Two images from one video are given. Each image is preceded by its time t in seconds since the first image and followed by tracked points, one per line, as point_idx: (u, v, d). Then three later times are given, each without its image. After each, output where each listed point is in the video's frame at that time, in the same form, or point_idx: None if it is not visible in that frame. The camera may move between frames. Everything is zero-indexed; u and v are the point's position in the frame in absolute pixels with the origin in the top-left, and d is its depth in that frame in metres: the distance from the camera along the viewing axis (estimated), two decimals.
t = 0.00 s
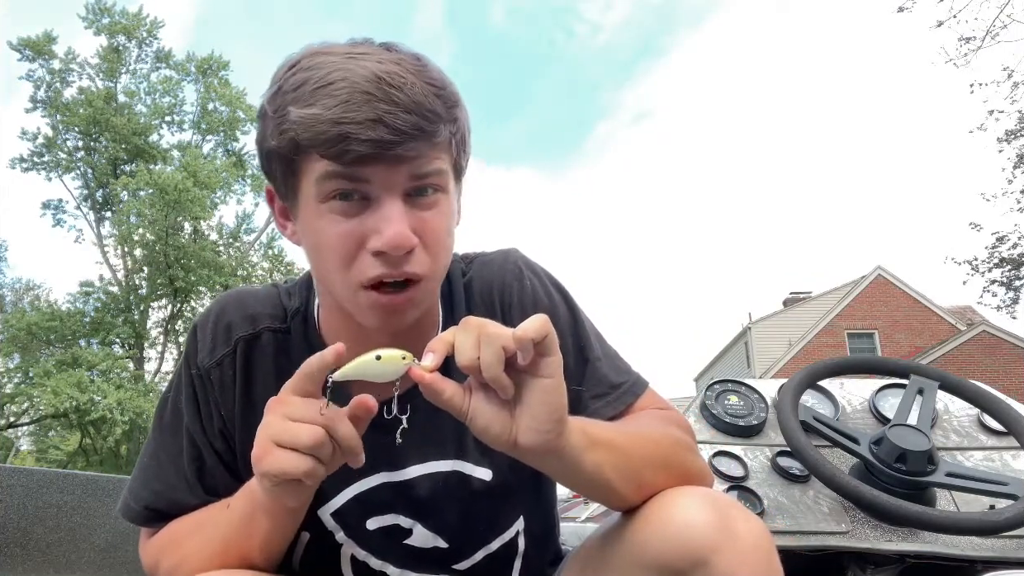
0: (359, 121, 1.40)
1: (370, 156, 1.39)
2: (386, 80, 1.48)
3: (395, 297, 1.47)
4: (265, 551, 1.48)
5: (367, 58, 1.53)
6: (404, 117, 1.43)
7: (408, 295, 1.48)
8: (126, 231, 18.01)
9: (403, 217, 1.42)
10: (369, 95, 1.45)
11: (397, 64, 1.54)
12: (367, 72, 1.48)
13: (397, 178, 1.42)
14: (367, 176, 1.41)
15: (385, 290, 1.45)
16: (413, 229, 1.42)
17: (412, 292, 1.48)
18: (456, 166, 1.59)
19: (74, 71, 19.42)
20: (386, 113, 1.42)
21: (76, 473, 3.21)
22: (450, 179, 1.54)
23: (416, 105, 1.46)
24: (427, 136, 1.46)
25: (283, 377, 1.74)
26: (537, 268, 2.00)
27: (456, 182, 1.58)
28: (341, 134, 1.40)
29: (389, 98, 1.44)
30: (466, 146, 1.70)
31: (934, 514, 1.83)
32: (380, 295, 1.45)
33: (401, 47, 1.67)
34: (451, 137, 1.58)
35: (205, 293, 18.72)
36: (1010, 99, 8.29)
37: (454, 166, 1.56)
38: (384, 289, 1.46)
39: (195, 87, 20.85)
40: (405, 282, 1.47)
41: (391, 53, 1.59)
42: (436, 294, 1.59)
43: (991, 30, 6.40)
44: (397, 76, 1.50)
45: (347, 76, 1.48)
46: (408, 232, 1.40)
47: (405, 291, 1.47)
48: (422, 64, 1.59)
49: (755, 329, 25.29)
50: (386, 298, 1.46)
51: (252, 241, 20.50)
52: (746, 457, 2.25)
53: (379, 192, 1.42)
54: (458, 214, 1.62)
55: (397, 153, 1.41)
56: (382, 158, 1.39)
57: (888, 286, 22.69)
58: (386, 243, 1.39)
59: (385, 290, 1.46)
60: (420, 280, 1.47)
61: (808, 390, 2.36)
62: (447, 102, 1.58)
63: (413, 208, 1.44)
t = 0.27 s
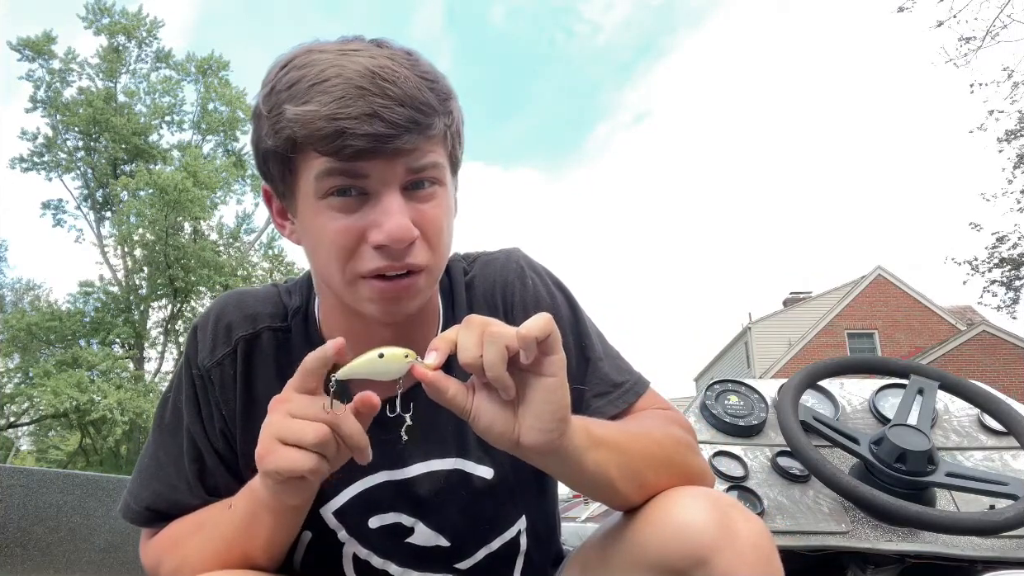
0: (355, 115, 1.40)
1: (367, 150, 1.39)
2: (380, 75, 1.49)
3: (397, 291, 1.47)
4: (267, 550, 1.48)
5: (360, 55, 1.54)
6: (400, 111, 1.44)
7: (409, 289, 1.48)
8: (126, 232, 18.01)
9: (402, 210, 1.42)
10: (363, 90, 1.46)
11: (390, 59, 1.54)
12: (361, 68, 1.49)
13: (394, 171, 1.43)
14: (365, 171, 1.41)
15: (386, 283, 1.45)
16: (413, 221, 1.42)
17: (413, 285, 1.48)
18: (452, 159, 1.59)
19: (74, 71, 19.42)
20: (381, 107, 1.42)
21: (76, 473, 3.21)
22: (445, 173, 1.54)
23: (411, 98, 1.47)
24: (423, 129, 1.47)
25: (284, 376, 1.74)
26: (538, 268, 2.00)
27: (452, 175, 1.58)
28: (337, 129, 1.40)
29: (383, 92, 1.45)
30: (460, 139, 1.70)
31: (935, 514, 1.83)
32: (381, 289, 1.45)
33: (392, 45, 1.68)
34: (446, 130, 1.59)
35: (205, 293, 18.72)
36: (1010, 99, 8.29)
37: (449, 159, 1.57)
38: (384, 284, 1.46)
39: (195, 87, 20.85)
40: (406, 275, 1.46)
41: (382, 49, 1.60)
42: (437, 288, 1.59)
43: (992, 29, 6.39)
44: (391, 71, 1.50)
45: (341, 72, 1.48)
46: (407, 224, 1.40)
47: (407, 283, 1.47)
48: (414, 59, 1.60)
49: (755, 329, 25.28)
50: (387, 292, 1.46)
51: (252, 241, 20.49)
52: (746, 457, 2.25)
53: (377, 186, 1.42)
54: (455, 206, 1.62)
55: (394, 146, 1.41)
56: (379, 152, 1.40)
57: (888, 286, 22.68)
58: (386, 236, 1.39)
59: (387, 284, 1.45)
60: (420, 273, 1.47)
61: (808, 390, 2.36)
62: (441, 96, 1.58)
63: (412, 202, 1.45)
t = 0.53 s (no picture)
0: (357, 116, 1.40)
1: (369, 152, 1.39)
2: (382, 77, 1.49)
3: (398, 292, 1.47)
4: (267, 549, 1.48)
5: (363, 56, 1.54)
6: (402, 112, 1.44)
7: (410, 290, 1.48)
8: (126, 232, 18.00)
9: (403, 212, 1.42)
10: (366, 91, 1.46)
11: (392, 60, 1.55)
12: (363, 69, 1.49)
13: (396, 173, 1.42)
14: (367, 172, 1.41)
15: (387, 284, 1.45)
16: (414, 222, 1.42)
17: (414, 286, 1.48)
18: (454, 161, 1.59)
19: (74, 71, 19.43)
20: (383, 108, 1.42)
21: (76, 473, 3.21)
22: (448, 173, 1.54)
23: (413, 100, 1.47)
24: (425, 130, 1.47)
25: (284, 376, 1.75)
26: (539, 268, 2.00)
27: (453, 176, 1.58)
28: (339, 131, 1.40)
29: (385, 93, 1.45)
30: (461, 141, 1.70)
31: (935, 514, 1.83)
32: (382, 290, 1.45)
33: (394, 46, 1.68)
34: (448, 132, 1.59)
35: (205, 293, 18.72)
36: (1010, 99, 8.28)
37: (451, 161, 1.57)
38: (385, 285, 1.46)
39: (195, 87, 20.85)
40: (407, 276, 1.47)
41: (385, 50, 1.60)
42: (437, 290, 1.59)
43: (991, 29, 6.39)
44: (393, 72, 1.51)
45: (343, 73, 1.49)
46: (408, 225, 1.40)
47: (407, 284, 1.47)
48: (416, 60, 1.60)
49: (755, 329, 25.27)
50: (388, 293, 1.46)
51: (252, 241, 20.48)
52: (746, 456, 2.25)
53: (379, 187, 1.42)
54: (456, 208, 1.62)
55: (397, 147, 1.41)
56: (381, 153, 1.40)
57: (888, 286, 22.69)
58: (387, 236, 1.39)
59: (387, 285, 1.45)
60: (421, 274, 1.47)
61: (808, 390, 2.36)
62: (443, 97, 1.58)
63: (413, 202, 1.45)
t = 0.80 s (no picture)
0: (356, 118, 1.40)
1: (368, 153, 1.40)
2: (381, 77, 1.49)
3: (398, 293, 1.47)
4: (267, 550, 1.48)
5: (362, 57, 1.54)
6: (401, 112, 1.43)
7: (410, 291, 1.47)
8: (126, 231, 17.99)
9: (402, 212, 1.42)
10: (366, 92, 1.46)
11: (392, 61, 1.55)
12: (363, 71, 1.49)
13: (395, 174, 1.42)
14: (367, 174, 1.41)
15: (388, 285, 1.45)
16: (413, 224, 1.42)
17: (414, 286, 1.47)
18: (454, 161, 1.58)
19: (74, 71, 19.44)
20: (383, 109, 1.42)
21: (76, 473, 3.21)
22: (448, 174, 1.54)
23: (412, 101, 1.47)
24: (424, 131, 1.47)
25: (283, 376, 1.75)
26: (538, 269, 2.00)
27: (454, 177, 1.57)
28: (339, 131, 1.41)
29: (386, 94, 1.45)
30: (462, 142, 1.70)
31: (935, 514, 1.83)
32: (382, 292, 1.45)
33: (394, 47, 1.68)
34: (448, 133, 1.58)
35: (205, 293, 18.72)
36: (1010, 99, 8.28)
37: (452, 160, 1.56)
38: (385, 287, 1.46)
39: (195, 87, 20.85)
40: (407, 277, 1.46)
41: (385, 51, 1.60)
42: (438, 292, 1.59)
43: (992, 29, 6.39)
44: (393, 72, 1.50)
45: (343, 74, 1.49)
46: (408, 227, 1.41)
47: (407, 285, 1.47)
48: (417, 61, 1.60)
49: (755, 330, 25.27)
50: (389, 293, 1.45)
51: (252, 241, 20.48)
52: (746, 457, 2.25)
53: (378, 188, 1.42)
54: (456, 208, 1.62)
55: (397, 148, 1.41)
56: (381, 155, 1.39)
57: (888, 286, 22.70)
58: (386, 238, 1.39)
59: (387, 285, 1.45)
60: (421, 275, 1.47)
61: (808, 390, 2.36)
62: (443, 98, 1.58)
63: (413, 204, 1.45)
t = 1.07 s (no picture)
0: (358, 121, 1.40)
1: (370, 155, 1.39)
2: (383, 79, 1.49)
3: (399, 296, 1.47)
4: (266, 550, 1.48)
5: (364, 58, 1.53)
6: (403, 115, 1.43)
7: (410, 293, 1.48)
8: (126, 232, 17.99)
9: (404, 215, 1.42)
10: (368, 95, 1.45)
11: (393, 63, 1.54)
12: (365, 72, 1.49)
13: (397, 176, 1.42)
14: (369, 177, 1.41)
15: (388, 287, 1.45)
16: (415, 226, 1.42)
17: (415, 290, 1.48)
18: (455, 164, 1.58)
19: (74, 71, 19.45)
20: (385, 112, 1.42)
21: (76, 473, 3.20)
22: (450, 177, 1.54)
23: (414, 104, 1.47)
24: (427, 134, 1.46)
25: (283, 376, 1.75)
26: (538, 269, 2.00)
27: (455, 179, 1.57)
28: (341, 134, 1.40)
29: (387, 96, 1.44)
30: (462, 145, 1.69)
31: (935, 514, 1.83)
32: (383, 294, 1.45)
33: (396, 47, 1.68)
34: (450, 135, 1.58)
35: (205, 293, 18.71)
36: (1010, 99, 8.28)
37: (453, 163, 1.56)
38: (386, 289, 1.46)
39: (195, 86, 20.85)
40: (408, 280, 1.47)
41: (386, 52, 1.59)
42: (438, 294, 1.59)
43: (992, 29, 6.40)
44: (395, 75, 1.50)
45: (345, 76, 1.48)
46: (410, 229, 1.40)
47: (408, 289, 1.47)
48: (417, 62, 1.59)
49: (755, 329, 25.27)
50: (389, 296, 1.46)
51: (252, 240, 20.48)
52: (746, 456, 2.25)
53: (380, 191, 1.42)
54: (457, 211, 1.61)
55: (399, 151, 1.41)
56: (382, 157, 1.39)
57: (888, 286, 22.70)
58: (387, 240, 1.39)
59: (388, 289, 1.45)
60: (422, 278, 1.48)
61: (808, 390, 2.36)
62: (444, 99, 1.57)
63: (415, 207, 1.45)
